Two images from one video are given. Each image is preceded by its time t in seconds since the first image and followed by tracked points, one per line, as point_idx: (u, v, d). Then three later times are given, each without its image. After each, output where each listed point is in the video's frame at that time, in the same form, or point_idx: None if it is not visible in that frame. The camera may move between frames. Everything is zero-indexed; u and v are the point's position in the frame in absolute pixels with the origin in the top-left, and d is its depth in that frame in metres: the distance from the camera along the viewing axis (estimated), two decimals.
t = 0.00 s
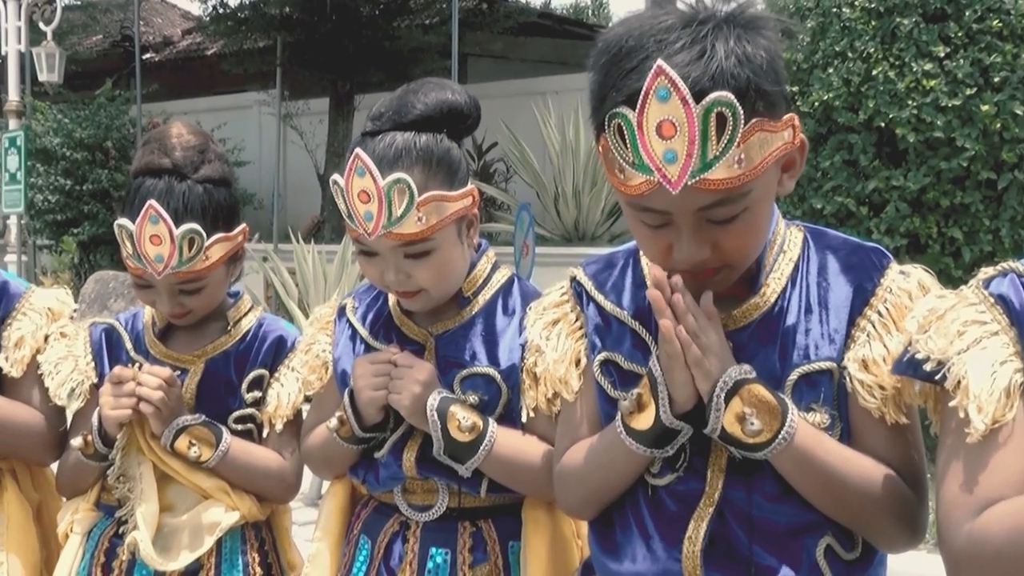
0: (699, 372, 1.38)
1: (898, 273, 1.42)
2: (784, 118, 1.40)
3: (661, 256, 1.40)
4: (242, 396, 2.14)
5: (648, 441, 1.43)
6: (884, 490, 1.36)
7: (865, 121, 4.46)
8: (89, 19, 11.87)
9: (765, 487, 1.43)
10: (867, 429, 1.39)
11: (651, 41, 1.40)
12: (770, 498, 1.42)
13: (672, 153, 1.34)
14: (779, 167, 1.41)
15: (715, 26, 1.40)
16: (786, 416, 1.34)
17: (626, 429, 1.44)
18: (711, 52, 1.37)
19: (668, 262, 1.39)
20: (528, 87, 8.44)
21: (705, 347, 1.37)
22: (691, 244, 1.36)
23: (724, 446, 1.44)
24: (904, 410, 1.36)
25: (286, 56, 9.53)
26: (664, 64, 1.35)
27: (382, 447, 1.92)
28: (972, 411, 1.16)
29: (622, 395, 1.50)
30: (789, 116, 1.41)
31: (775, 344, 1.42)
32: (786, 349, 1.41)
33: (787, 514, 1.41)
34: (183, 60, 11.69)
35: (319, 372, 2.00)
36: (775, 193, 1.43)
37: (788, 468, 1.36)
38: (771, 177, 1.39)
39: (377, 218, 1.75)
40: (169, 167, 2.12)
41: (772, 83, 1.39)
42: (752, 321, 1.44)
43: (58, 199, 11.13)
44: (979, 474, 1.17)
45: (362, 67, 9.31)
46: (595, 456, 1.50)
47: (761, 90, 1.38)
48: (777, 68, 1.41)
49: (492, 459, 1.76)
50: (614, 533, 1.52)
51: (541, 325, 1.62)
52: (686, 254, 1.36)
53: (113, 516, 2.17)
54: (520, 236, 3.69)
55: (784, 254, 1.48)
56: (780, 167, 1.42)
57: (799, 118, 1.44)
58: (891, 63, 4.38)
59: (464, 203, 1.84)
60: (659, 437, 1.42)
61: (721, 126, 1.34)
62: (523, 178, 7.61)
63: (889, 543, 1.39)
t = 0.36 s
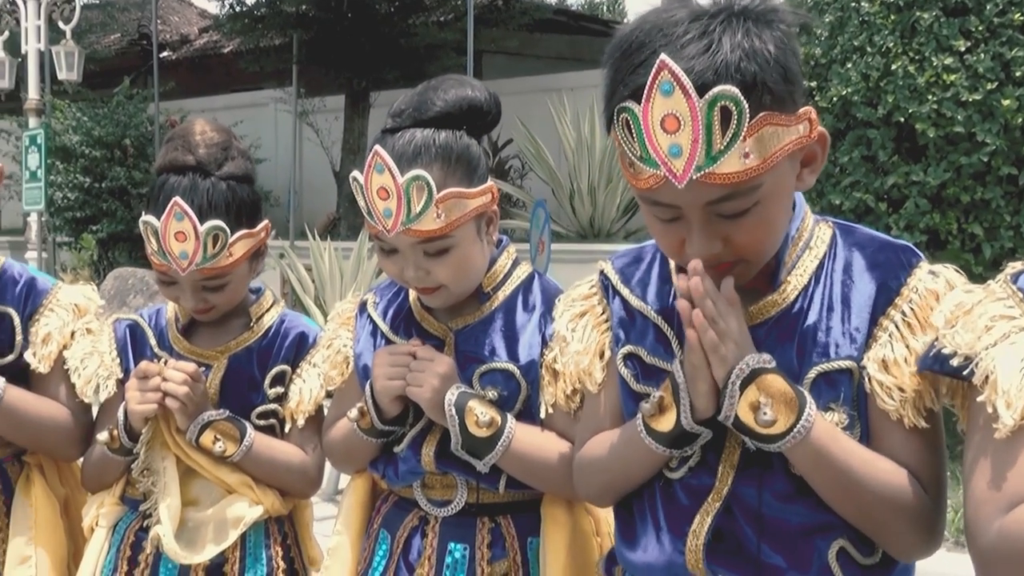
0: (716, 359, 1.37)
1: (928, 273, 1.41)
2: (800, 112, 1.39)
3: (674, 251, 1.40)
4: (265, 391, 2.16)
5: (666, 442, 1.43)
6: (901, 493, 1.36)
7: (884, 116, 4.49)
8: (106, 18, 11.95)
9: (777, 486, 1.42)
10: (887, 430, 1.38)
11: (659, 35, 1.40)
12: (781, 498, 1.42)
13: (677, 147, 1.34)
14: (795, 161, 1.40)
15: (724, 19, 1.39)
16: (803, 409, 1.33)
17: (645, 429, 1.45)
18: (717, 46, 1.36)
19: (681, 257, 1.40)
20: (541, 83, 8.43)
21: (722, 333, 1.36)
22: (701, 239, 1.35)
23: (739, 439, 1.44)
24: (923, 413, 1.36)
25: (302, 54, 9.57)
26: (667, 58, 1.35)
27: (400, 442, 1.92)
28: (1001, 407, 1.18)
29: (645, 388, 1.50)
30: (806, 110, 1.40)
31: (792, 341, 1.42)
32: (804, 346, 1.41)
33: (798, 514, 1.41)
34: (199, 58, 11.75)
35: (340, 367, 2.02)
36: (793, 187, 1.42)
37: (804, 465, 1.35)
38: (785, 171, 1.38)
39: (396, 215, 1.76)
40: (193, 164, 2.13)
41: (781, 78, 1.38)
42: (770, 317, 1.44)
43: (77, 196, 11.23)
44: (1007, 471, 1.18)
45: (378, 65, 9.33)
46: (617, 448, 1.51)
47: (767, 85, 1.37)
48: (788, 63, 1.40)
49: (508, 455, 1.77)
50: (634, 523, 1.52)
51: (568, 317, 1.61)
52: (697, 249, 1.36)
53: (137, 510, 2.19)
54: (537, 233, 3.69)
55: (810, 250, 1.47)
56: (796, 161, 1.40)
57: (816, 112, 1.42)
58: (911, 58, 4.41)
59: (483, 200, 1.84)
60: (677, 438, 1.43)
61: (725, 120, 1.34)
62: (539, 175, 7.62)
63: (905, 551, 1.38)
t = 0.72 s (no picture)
0: (750, 353, 1.36)
1: (964, 269, 1.40)
2: (842, 108, 1.38)
3: (710, 245, 1.40)
4: (286, 384, 2.18)
5: (691, 430, 1.44)
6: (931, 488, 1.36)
7: (902, 111, 4.50)
8: (124, 15, 12.03)
9: (806, 480, 1.42)
10: (919, 426, 1.39)
11: (702, 27, 1.38)
12: (811, 493, 1.41)
13: (719, 142, 1.34)
14: (836, 158, 1.39)
15: (770, 13, 1.37)
16: (835, 402, 1.33)
17: (672, 417, 1.46)
18: (762, 40, 1.34)
19: (718, 252, 1.40)
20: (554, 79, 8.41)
21: (759, 327, 1.35)
22: (739, 235, 1.36)
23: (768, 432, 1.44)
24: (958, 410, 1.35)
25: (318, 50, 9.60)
26: (713, 50, 1.34)
27: (419, 434, 1.94)
28: None
29: (671, 378, 1.50)
30: (849, 106, 1.38)
31: (825, 336, 1.42)
32: (837, 342, 1.41)
33: (827, 508, 1.40)
34: (215, 54, 11.79)
35: (358, 361, 2.04)
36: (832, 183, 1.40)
37: (837, 462, 1.35)
38: (827, 168, 1.37)
39: (413, 213, 1.77)
40: (216, 158, 2.15)
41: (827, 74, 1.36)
42: (801, 310, 1.44)
43: (95, 192, 11.32)
44: None
45: (394, 61, 9.35)
46: (642, 438, 1.52)
47: (812, 82, 1.34)
48: (834, 57, 1.37)
49: (524, 449, 1.78)
50: (657, 515, 1.54)
51: (594, 303, 1.63)
52: (733, 244, 1.36)
53: (162, 500, 2.21)
54: (551, 229, 3.71)
55: (842, 244, 1.47)
56: (837, 158, 1.39)
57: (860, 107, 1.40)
58: (930, 51, 4.39)
59: (499, 197, 1.85)
60: (703, 428, 1.43)
61: (770, 116, 1.33)
62: (554, 171, 7.64)
63: (934, 545, 1.39)
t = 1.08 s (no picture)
0: (796, 359, 1.35)
1: (996, 260, 1.40)
2: (899, 96, 1.32)
3: (759, 234, 1.35)
4: (306, 377, 2.20)
5: (727, 422, 1.42)
6: (967, 475, 1.37)
7: (921, 103, 4.53)
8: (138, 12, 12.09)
9: (847, 474, 1.42)
10: (955, 416, 1.40)
11: (773, 9, 1.32)
12: (852, 486, 1.42)
13: (790, 128, 1.27)
14: (892, 148, 1.34)
15: None
16: (877, 402, 1.33)
17: (704, 409, 1.43)
18: (840, 23, 1.29)
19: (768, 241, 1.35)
20: (568, 74, 8.42)
21: (805, 332, 1.35)
22: (796, 224, 1.31)
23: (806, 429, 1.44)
24: (997, 401, 1.36)
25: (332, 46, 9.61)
26: (791, 32, 1.27)
27: (438, 424, 1.95)
28: None
29: (698, 372, 1.50)
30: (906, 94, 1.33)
31: (864, 328, 1.41)
32: (876, 335, 1.40)
33: (867, 501, 1.40)
34: (228, 51, 11.82)
35: (379, 352, 2.05)
36: (881, 175, 1.35)
37: (876, 455, 1.35)
38: (884, 157, 1.33)
39: (432, 200, 1.78)
40: (236, 152, 2.17)
41: (898, 62, 1.32)
42: (842, 303, 1.42)
43: (111, 189, 11.41)
44: None
45: (408, 57, 9.37)
46: (671, 433, 1.50)
47: (886, 69, 1.30)
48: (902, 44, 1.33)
49: (544, 438, 1.79)
50: (680, 515, 1.53)
51: (614, 296, 1.63)
52: (789, 234, 1.31)
53: (185, 492, 2.23)
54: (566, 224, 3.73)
55: (875, 236, 1.47)
56: (893, 148, 1.34)
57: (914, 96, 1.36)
58: (949, 43, 4.49)
59: (518, 185, 1.86)
60: (738, 418, 1.41)
61: (846, 101, 1.27)
62: (568, 165, 7.64)
63: (968, 531, 1.40)
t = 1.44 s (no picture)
0: (815, 360, 1.35)
1: (1018, 255, 1.41)
2: (920, 87, 1.33)
3: (776, 226, 1.36)
4: (324, 370, 2.22)
5: (747, 418, 1.42)
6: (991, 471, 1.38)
7: (941, 95, 4.74)
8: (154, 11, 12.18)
9: (868, 469, 1.43)
10: (979, 413, 1.41)
11: None
12: (873, 481, 1.42)
13: (807, 119, 1.28)
14: (911, 141, 1.34)
15: None
16: (898, 402, 1.34)
17: (724, 406, 1.44)
18: (857, 12, 1.29)
19: (785, 233, 1.35)
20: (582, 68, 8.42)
21: (824, 335, 1.35)
22: (814, 217, 1.31)
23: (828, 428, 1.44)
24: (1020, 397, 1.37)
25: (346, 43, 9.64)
26: (807, 23, 1.28)
27: (454, 413, 1.97)
28: None
29: (717, 367, 1.51)
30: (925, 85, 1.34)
31: (886, 325, 1.41)
32: (897, 332, 1.40)
33: (888, 496, 1.41)
34: (243, 48, 11.89)
35: (401, 341, 2.09)
36: (899, 168, 1.35)
37: (901, 455, 1.36)
38: (902, 150, 1.33)
39: (450, 192, 1.80)
40: (256, 147, 2.19)
41: (915, 50, 1.32)
42: (863, 299, 1.42)
43: (129, 185, 11.53)
44: None
45: (422, 53, 9.40)
46: (688, 431, 1.52)
47: (905, 57, 1.31)
48: (920, 35, 1.34)
49: (554, 428, 1.80)
50: (700, 513, 1.53)
51: (632, 292, 1.63)
52: (807, 226, 1.32)
53: (205, 484, 2.26)
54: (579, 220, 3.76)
55: (896, 230, 1.47)
56: (912, 141, 1.35)
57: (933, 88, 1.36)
58: (967, 34, 4.64)
59: (536, 179, 1.87)
60: (760, 414, 1.41)
61: (863, 91, 1.27)
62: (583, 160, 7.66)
63: (992, 527, 1.41)
